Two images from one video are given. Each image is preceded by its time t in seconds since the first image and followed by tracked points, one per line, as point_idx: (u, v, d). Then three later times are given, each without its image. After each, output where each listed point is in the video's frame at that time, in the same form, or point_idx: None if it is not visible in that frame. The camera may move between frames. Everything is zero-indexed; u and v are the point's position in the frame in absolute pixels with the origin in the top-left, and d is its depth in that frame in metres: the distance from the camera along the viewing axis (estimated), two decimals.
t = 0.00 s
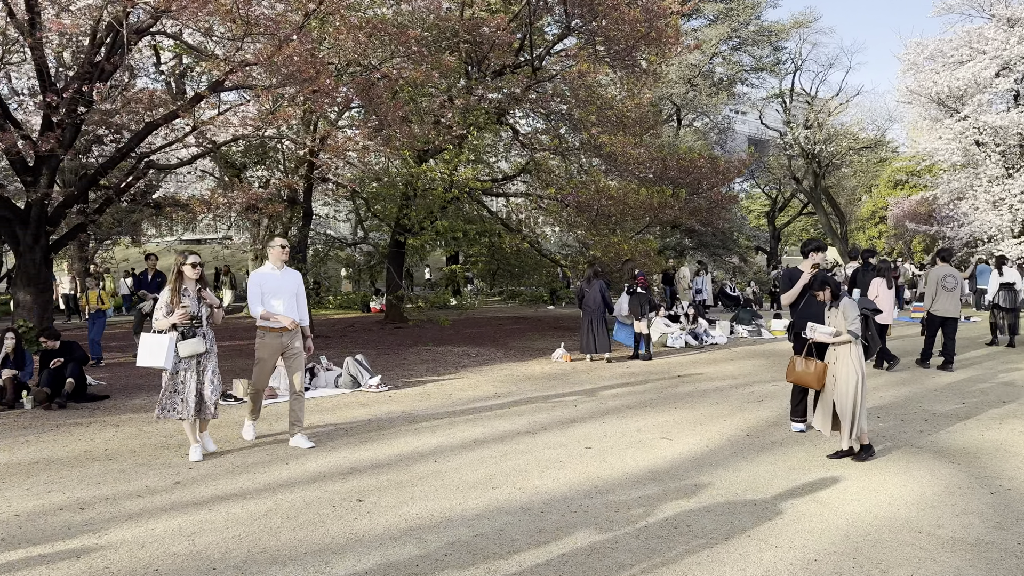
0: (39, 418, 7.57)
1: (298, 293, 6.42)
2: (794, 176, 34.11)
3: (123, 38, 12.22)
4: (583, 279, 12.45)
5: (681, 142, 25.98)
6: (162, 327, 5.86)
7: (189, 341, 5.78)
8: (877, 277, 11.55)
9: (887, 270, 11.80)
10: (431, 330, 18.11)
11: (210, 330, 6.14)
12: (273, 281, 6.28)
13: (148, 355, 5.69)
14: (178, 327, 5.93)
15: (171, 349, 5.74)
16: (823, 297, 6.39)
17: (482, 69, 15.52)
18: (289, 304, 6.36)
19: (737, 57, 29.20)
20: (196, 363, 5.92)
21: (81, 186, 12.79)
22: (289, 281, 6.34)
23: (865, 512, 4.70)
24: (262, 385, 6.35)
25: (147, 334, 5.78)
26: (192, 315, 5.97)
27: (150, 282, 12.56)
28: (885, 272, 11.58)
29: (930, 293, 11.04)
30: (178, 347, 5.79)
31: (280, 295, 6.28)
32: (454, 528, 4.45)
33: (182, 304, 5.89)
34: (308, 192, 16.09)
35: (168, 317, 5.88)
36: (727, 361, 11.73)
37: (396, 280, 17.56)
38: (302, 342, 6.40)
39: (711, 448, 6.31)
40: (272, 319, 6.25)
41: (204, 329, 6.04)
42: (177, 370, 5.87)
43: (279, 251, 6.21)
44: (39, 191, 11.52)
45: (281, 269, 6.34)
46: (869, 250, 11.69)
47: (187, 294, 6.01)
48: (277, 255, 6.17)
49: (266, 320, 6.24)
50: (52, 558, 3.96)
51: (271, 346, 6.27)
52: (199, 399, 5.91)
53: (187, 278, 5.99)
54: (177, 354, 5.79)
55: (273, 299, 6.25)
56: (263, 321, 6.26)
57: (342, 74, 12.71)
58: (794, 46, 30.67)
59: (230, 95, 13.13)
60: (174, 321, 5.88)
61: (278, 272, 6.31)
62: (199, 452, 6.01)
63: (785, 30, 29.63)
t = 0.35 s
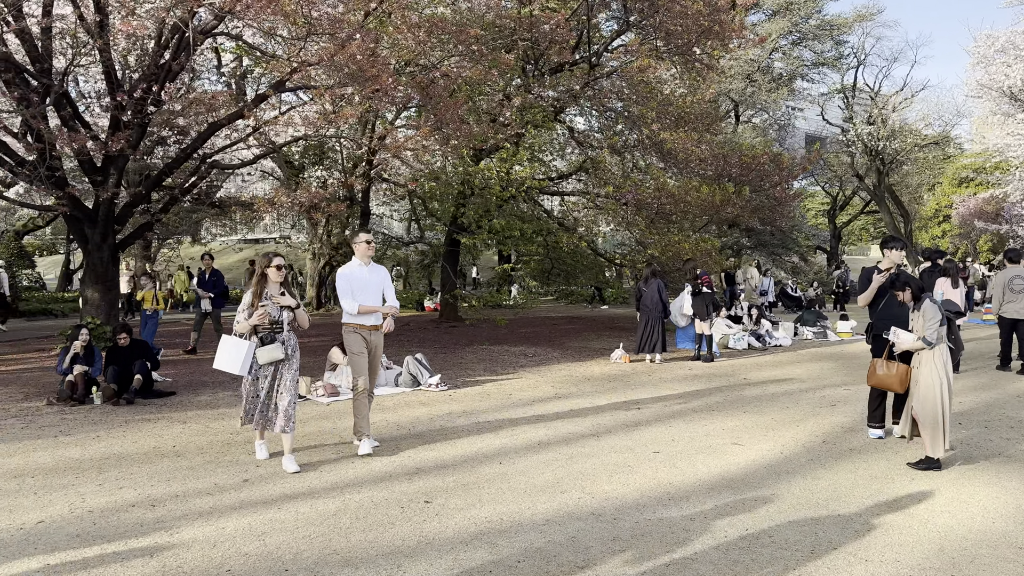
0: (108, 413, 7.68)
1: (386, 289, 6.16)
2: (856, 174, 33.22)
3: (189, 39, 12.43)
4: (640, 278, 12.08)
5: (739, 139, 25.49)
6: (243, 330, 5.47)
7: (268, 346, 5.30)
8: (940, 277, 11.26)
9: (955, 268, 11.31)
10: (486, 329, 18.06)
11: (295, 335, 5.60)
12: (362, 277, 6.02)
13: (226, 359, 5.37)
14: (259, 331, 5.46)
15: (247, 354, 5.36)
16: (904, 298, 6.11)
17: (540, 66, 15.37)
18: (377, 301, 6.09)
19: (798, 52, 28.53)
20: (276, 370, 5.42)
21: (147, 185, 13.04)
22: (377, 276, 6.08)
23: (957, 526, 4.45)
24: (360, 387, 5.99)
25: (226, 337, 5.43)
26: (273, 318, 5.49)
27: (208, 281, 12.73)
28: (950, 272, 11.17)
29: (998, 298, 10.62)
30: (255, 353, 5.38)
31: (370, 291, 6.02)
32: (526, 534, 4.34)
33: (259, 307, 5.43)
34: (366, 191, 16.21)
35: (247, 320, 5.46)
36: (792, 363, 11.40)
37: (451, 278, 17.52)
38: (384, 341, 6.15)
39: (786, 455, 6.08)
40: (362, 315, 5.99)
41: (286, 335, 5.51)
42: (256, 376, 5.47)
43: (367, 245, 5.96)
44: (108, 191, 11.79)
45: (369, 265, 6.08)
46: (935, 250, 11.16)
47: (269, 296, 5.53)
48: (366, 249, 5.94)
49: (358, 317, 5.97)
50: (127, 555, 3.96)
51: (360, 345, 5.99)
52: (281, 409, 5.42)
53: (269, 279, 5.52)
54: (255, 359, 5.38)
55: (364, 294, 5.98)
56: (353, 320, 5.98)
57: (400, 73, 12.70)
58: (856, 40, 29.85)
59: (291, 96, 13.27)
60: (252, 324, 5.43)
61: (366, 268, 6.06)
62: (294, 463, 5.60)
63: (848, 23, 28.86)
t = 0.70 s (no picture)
0: (184, 409, 7.76)
1: (479, 290, 5.88)
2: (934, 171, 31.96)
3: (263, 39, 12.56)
4: (716, 279, 11.66)
5: (812, 135, 24.74)
6: (332, 330, 5.20)
7: (356, 346, 5.04)
8: None
9: None
10: (552, 328, 17.90)
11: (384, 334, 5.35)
12: (453, 278, 5.77)
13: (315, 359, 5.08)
14: (346, 330, 5.20)
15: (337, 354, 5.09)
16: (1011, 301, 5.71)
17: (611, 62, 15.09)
18: (470, 303, 5.83)
19: (874, 46, 27.59)
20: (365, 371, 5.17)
21: (221, 184, 13.24)
22: (468, 277, 5.82)
23: None
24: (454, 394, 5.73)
25: (315, 337, 5.19)
26: (362, 318, 5.23)
27: (263, 279, 12.83)
28: None
29: None
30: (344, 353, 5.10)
31: (462, 293, 5.76)
32: (611, 545, 4.15)
33: (349, 306, 5.16)
34: (433, 190, 16.19)
35: (335, 320, 5.18)
36: (875, 368, 10.92)
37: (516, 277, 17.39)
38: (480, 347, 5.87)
39: (881, 467, 5.75)
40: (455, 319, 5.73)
41: (375, 335, 5.25)
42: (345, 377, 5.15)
43: (452, 245, 5.73)
44: (184, 189, 11.99)
45: (459, 266, 5.85)
46: None
47: (357, 294, 5.28)
48: (452, 248, 5.70)
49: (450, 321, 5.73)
50: (206, 556, 3.91)
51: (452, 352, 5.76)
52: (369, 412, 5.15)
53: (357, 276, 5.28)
54: (344, 359, 5.12)
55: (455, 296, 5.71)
56: (445, 324, 5.76)
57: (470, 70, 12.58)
58: (937, 32, 28.69)
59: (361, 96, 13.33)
60: (340, 325, 5.16)
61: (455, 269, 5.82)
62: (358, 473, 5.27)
63: (928, 15, 27.75)
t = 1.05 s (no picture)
0: (268, 407, 7.82)
1: (594, 296, 5.52)
2: None
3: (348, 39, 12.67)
4: (808, 283, 11.26)
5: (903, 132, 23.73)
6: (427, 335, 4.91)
7: (451, 353, 4.78)
8: None
9: None
10: (629, 330, 17.60)
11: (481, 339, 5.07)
12: (568, 281, 5.45)
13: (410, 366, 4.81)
14: (443, 335, 4.93)
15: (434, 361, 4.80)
16: None
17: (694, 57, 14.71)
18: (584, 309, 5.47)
19: (971, 38, 26.30)
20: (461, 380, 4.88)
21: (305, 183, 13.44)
22: (584, 280, 5.50)
23: None
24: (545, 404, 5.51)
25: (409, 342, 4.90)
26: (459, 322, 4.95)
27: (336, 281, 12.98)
28: None
29: None
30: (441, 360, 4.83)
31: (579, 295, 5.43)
32: (710, 564, 3.92)
33: (444, 313, 4.89)
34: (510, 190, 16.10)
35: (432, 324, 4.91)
36: (979, 378, 10.28)
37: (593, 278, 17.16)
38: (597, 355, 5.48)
39: (999, 487, 5.33)
40: (571, 323, 5.38)
41: (473, 340, 4.97)
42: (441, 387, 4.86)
43: (568, 245, 5.44)
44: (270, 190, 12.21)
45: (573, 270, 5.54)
46: None
47: (453, 297, 4.98)
48: (567, 248, 5.40)
49: (568, 325, 5.37)
50: (296, 560, 3.85)
51: (564, 360, 5.39)
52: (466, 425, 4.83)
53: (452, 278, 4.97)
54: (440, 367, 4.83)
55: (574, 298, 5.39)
56: (561, 329, 5.40)
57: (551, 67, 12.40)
58: None
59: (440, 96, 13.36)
60: (439, 329, 4.88)
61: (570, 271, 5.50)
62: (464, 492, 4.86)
63: None
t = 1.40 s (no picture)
0: (364, 403, 7.86)
1: (742, 292, 4.69)
2: None
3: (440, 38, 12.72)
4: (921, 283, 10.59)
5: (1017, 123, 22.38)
6: (535, 334, 4.49)
7: (561, 360, 4.38)
8: None
9: None
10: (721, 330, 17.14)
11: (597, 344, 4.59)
12: (711, 276, 4.68)
13: (515, 369, 4.46)
14: (552, 338, 4.49)
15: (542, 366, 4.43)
16: None
17: (793, 48, 14.17)
18: (730, 307, 4.65)
19: None
20: (573, 387, 4.46)
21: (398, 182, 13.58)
22: (729, 276, 4.70)
23: None
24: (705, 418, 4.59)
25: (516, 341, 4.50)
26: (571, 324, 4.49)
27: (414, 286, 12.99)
28: None
29: None
30: (550, 365, 4.43)
31: (721, 291, 4.63)
32: None
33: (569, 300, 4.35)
34: (598, 187, 15.90)
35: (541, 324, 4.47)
36: None
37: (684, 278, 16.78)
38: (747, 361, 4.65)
39: None
40: (714, 322, 4.57)
41: (585, 345, 4.48)
42: (551, 394, 4.49)
43: (713, 234, 4.70)
44: (364, 189, 12.38)
45: (717, 264, 4.74)
46: None
47: (567, 297, 4.53)
48: (711, 238, 4.66)
49: (710, 324, 4.57)
50: (400, 560, 3.79)
51: (709, 365, 4.58)
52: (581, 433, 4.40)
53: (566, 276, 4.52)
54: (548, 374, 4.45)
55: (714, 294, 4.60)
56: (702, 330, 4.61)
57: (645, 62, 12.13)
58: None
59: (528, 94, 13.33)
60: (548, 331, 4.45)
61: (716, 265, 4.73)
62: (565, 496, 4.71)
63: None
